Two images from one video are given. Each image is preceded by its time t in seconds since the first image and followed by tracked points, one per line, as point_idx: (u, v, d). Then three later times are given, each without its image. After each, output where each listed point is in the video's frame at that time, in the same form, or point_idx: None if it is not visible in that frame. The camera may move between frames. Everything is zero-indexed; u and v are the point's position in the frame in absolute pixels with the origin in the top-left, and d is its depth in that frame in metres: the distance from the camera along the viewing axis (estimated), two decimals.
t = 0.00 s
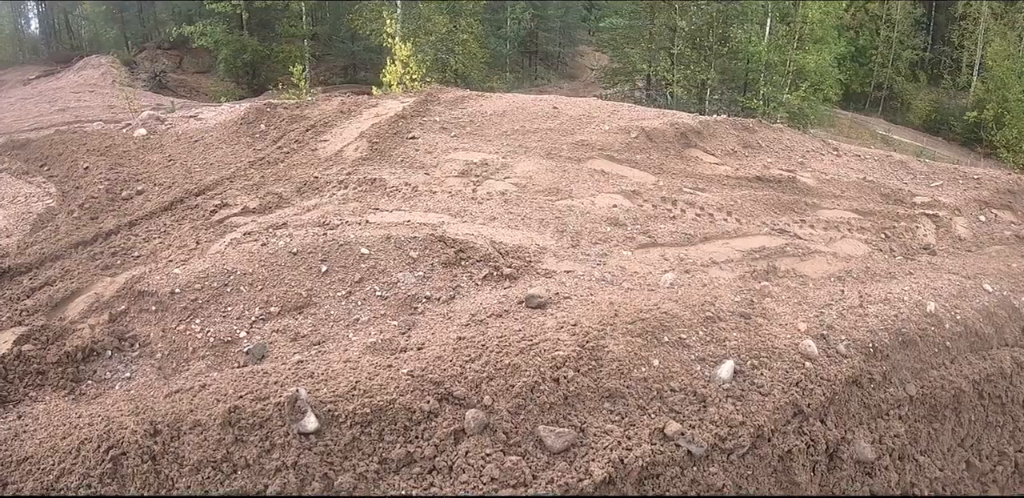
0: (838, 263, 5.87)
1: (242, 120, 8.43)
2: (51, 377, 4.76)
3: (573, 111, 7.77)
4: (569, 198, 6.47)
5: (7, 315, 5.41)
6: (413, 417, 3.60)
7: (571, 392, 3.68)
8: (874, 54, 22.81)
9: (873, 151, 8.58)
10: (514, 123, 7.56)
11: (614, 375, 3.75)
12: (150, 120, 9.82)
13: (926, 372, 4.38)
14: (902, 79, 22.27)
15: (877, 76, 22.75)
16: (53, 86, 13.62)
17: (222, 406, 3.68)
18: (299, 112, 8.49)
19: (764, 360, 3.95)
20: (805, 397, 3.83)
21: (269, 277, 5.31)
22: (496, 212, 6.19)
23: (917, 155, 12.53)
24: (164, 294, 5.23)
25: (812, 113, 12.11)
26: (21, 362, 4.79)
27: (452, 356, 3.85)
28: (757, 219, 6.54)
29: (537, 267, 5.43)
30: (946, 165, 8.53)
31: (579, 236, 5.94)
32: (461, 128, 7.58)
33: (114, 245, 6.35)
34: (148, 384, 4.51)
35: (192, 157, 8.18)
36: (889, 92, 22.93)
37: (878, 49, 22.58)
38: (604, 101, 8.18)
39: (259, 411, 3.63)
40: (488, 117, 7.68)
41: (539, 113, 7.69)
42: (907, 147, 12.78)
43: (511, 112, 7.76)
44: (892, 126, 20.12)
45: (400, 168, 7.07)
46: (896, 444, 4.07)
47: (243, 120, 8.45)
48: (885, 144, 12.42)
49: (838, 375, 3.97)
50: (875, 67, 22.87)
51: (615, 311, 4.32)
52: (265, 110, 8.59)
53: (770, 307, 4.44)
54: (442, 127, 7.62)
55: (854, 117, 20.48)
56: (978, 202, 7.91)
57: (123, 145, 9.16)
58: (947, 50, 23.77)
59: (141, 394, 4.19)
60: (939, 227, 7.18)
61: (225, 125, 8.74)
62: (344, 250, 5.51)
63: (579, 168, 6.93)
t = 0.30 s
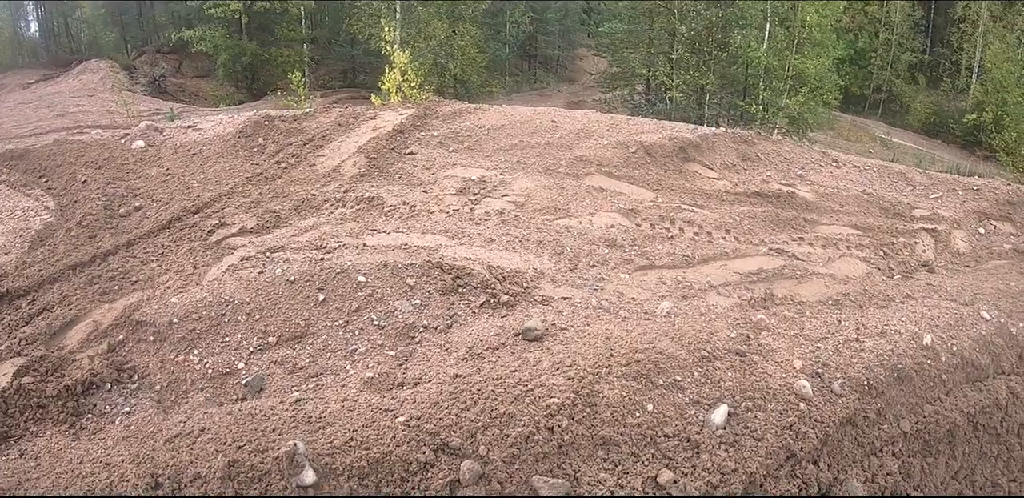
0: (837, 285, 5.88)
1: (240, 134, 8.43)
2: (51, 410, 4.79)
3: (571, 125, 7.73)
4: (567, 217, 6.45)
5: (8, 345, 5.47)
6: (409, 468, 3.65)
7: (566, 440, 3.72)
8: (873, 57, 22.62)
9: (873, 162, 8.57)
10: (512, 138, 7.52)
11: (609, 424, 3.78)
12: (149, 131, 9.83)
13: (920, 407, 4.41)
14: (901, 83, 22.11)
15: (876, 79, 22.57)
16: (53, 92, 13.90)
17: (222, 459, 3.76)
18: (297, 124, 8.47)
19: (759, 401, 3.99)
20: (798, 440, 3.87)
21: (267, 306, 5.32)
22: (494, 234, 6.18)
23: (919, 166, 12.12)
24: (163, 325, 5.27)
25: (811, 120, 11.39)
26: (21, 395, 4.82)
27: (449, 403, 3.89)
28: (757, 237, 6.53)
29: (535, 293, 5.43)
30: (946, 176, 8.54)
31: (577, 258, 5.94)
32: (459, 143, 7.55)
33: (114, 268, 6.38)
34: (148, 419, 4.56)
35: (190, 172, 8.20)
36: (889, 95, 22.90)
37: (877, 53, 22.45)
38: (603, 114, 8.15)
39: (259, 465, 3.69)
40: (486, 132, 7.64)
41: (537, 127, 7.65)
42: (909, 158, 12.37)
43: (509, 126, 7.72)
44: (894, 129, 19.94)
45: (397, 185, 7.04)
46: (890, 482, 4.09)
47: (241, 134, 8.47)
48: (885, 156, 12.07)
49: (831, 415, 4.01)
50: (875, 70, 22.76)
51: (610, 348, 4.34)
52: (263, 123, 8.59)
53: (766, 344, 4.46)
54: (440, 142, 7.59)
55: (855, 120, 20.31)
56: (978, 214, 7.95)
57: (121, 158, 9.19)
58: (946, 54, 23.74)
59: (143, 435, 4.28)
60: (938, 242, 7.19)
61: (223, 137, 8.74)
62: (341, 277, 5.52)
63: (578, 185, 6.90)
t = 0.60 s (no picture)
0: (831, 323, 6.00)
1: (238, 157, 8.51)
2: (58, 463, 4.89)
3: (569, 150, 7.74)
4: (564, 251, 6.50)
5: (10, 388, 5.60)
6: None
7: None
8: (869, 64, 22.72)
9: (869, 183, 8.69)
10: (509, 165, 7.53)
11: (602, 495, 4.04)
12: (146, 151, 9.90)
13: (906, 461, 4.64)
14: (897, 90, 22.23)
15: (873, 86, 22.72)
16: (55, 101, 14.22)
17: None
18: (294, 148, 8.53)
19: (747, 466, 4.23)
20: None
21: (268, 354, 5.45)
22: (491, 270, 6.24)
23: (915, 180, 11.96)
24: (165, 373, 5.41)
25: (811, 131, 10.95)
26: (29, 447, 4.97)
27: (449, 476, 4.17)
28: (752, 270, 6.61)
29: (531, 337, 5.54)
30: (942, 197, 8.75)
31: (574, 296, 6.02)
32: (457, 170, 7.56)
33: (113, 307, 6.53)
34: (154, 472, 4.67)
35: (187, 197, 8.31)
36: (886, 101, 22.99)
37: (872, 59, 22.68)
38: (601, 138, 8.16)
39: None
40: (484, 158, 7.66)
41: (534, 153, 7.66)
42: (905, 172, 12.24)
43: (506, 152, 7.73)
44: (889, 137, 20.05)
45: (394, 215, 7.09)
46: None
47: (238, 157, 8.55)
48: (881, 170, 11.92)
49: (818, 479, 4.25)
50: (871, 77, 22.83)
51: (605, 406, 4.57)
52: (260, 147, 8.67)
53: (758, 402, 4.66)
54: (437, 169, 7.61)
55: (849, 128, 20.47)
56: (975, 235, 8.17)
57: (120, 180, 9.29)
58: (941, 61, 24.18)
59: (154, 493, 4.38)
60: (934, 269, 7.35)
61: (220, 160, 8.85)
62: (340, 324, 5.64)
63: (574, 215, 6.91)
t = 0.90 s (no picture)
0: (818, 362, 6.14)
1: (233, 187, 8.61)
2: None
3: (562, 182, 7.81)
4: (556, 288, 6.60)
5: (11, 434, 5.68)
6: None
7: None
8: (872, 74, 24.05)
9: (859, 209, 8.91)
10: (502, 197, 7.60)
11: None
12: (141, 176, 10.11)
13: None
14: (887, 104, 24.10)
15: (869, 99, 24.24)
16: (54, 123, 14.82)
17: None
18: (289, 177, 8.63)
19: None
20: None
21: (267, 401, 5.55)
22: (484, 311, 6.35)
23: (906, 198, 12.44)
24: (167, 420, 5.51)
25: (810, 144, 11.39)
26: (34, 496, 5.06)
27: None
28: (742, 305, 6.73)
29: (524, 382, 5.65)
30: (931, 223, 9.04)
31: (565, 337, 6.13)
32: (450, 202, 7.64)
33: (113, 346, 6.64)
34: None
35: (183, 228, 8.42)
36: (875, 116, 24.69)
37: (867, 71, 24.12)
38: (595, 167, 8.26)
39: None
40: (477, 190, 7.74)
41: (527, 186, 7.74)
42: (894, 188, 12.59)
43: (500, 184, 7.81)
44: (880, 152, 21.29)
45: (389, 250, 7.18)
46: None
47: (233, 186, 8.64)
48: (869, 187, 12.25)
49: None
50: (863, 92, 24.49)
51: (593, 457, 4.83)
52: (255, 176, 8.76)
53: (742, 454, 4.93)
54: (431, 201, 7.69)
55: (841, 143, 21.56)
56: (964, 261, 8.45)
57: (116, 207, 9.49)
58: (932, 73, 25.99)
59: None
60: (922, 300, 7.53)
61: (214, 189, 8.98)
62: (337, 370, 5.75)
63: (567, 249, 6.99)
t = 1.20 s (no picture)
0: (804, 404, 6.27)
1: (229, 220, 8.69)
2: None
3: (554, 218, 7.91)
4: (549, 330, 6.70)
5: (15, 482, 5.74)
6: None
7: None
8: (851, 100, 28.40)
9: (848, 241, 9.12)
10: (495, 235, 7.70)
11: None
12: (136, 205, 10.21)
13: None
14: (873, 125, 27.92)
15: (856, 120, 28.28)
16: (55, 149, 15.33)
17: None
18: (283, 211, 8.71)
19: None
20: None
21: (267, 449, 5.63)
22: (479, 355, 6.44)
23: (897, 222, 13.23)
24: (170, 468, 5.58)
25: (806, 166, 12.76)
26: None
27: None
28: (731, 345, 6.85)
29: (517, 429, 5.75)
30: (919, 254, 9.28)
31: (557, 381, 6.22)
32: (443, 240, 7.73)
33: (112, 388, 6.62)
34: None
35: (179, 262, 8.47)
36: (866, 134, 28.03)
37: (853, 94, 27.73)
38: (588, 202, 8.38)
39: None
40: (471, 227, 7.84)
41: (521, 222, 7.84)
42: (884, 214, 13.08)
43: (494, 220, 7.91)
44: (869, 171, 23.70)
45: (384, 289, 7.27)
46: None
47: (229, 219, 8.71)
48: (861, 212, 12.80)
49: None
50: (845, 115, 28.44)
51: None
52: (250, 209, 8.84)
53: None
54: (425, 238, 7.78)
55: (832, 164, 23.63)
56: (953, 291, 8.70)
57: (111, 237, 9.53)
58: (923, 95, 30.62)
59: None
60: (910, 334, 7.67)
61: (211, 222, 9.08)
62: (335, 417, 5.84)
63: (559, 289, 7.10)
